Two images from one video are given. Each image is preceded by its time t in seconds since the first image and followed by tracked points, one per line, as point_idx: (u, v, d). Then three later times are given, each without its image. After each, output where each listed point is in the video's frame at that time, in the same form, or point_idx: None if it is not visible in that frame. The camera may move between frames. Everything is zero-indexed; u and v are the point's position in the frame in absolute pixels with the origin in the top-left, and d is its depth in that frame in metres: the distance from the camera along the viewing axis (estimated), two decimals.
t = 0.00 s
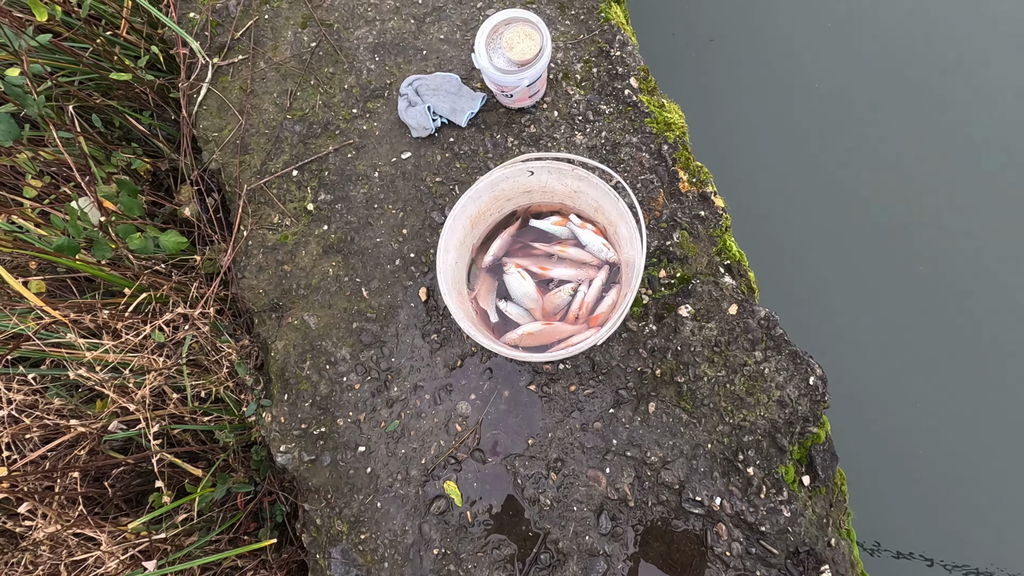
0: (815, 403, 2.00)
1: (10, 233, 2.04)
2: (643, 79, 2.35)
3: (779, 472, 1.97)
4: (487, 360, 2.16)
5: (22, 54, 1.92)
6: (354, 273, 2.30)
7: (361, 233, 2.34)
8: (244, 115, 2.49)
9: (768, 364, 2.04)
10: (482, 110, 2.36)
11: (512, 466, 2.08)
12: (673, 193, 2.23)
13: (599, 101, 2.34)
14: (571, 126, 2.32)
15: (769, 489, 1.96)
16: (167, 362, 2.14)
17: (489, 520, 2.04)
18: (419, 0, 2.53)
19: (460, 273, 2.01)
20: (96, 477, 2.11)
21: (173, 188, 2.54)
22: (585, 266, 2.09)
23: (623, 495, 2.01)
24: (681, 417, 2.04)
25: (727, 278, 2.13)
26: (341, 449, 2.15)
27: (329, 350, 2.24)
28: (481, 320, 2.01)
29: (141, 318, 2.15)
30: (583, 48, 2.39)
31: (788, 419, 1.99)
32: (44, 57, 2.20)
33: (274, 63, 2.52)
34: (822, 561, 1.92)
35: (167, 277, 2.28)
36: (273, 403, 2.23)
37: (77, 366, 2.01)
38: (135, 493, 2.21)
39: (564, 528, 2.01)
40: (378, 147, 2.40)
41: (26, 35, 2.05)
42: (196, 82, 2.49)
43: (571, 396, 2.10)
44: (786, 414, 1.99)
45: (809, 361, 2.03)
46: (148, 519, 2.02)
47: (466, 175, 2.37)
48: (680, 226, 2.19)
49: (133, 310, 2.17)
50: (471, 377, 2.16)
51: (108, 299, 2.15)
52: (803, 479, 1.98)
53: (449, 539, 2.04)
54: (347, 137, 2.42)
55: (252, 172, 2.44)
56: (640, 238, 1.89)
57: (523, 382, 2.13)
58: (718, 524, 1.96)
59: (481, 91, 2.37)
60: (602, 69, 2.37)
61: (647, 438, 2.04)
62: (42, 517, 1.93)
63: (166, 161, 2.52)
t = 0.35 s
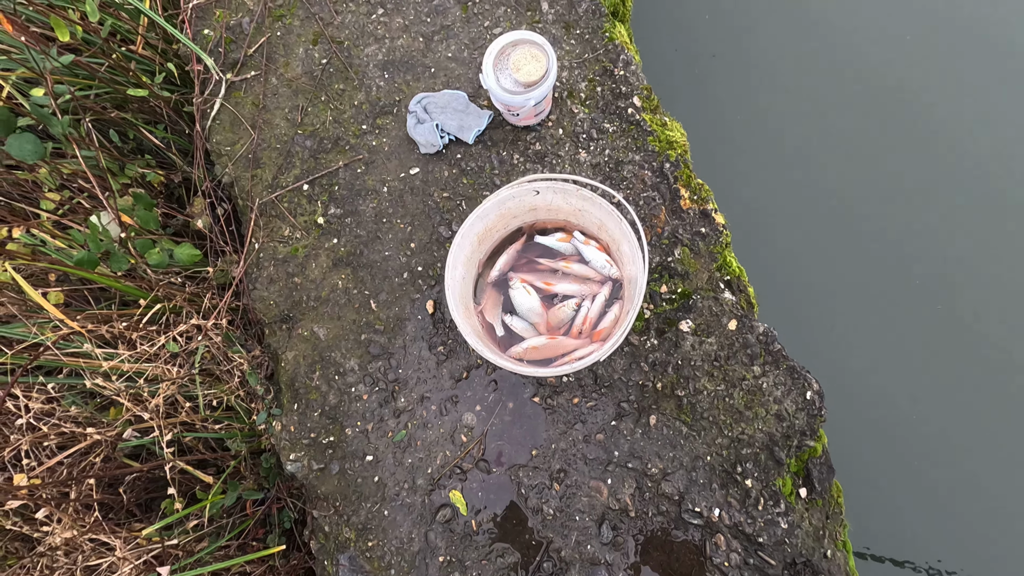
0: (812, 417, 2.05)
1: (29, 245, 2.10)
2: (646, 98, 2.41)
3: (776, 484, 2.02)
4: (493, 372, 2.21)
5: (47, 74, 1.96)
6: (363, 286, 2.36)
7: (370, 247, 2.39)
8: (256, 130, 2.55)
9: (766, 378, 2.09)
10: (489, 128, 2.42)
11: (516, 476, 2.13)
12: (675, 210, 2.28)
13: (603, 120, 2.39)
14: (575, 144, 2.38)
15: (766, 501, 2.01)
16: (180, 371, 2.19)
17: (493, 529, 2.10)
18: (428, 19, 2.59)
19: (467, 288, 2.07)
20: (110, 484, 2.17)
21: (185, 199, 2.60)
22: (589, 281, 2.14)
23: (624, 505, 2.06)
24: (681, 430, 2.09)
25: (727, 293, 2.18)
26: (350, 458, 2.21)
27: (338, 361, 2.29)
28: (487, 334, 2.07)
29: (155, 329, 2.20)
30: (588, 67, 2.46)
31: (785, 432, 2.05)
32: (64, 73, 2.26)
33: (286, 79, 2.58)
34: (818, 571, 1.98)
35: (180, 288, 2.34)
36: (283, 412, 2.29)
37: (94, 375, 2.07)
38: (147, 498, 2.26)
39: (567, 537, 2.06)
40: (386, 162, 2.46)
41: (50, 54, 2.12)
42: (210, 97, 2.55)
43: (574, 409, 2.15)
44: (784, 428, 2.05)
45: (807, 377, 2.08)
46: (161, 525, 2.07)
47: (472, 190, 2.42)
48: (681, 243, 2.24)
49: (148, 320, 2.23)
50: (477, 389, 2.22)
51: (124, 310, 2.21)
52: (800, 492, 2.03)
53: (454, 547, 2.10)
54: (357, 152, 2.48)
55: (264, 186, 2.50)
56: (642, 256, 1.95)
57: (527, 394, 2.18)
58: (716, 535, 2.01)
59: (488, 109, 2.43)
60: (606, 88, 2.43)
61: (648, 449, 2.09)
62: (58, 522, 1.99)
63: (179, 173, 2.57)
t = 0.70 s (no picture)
0: (813, 422, 2.06)
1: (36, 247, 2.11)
2: (649, 104, 2.43)
3: (777, 489, 2.03)
4: (495, 376, 2.23)
5: (55, 79, 2.01)
6: (366, 289, 2.38)
7: (374, 250, 2.41)
8: (261, 133, 2.57)
9: (767, 384, 2.10)
10: (493, 133, 2.44)
11: (518, 479, 2.14)
12: (677, 216, 2.30)
13: (606, 125, 2.41)
14: (578, 149, 2.39)
15: (767, 506, 2.02)
16: (185, 373, 2.21)
17: (495, 531, 2.11)
18: (432, 24, 2.61)
19: (470, 292, 2.08)
20: (115, 484, 2.18)
21: (190, 201, 2.62)
22: (591, 286, 2.16)
23: (626, 509, 2.07)
24: (682, 434, 2.11)
25: (728, 299, 2.20)
26: (353, 460, 2.22)
27: (342, 364, 2.31)
28: (490, 338, 2.08)
29: (161, 330, 2.22)
30: (591, 73, 2.47)
31: (786, 437, 2.06)
32: (72, 76, 2.28)
33: (292, 83, 2.60)
34: None
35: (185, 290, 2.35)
36: (287, 414, 2.30)
37: (100, 376, 2.08)
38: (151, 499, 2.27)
39: (568, 540, 2.07)
40: (391, 166, 2.48)
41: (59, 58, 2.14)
42: (216, 101, 2.58)
43: (576, 412, 2.17)
44: (785, 433, 2.06)
45: (808, 382, 2.10)
46: (166, 526, 2.08)
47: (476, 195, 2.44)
48: (683, 248, 2.26)
49: (153, 322, 2.24)
50: (480, 392, 2.23)
51: (129, 311, 2.23)
52: (801, 496, 2.04)
53: (456, 549, 2.11)
54: (361, 156, 2.50)
55: (269, 189, 2.52)
56: (644, 262, 1.96)
57: (530, 397, 2.20)
58: (717, 539, 2.02)
59: (492, 115, 2.45)
60: (609, 94, 2.45)
61: (650, 454, 2.11)
62: (63, 522, 2.00)
63: (184, 176, 2.59)
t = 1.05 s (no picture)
0: (818, 421, 2.03)
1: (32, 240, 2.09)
2: (653, 99, 2.40)
3: (781, 488, 2.00)
4: (496, 372, 2.20)
5: (53, 70, 1.97)
6: (366, 285, 2.35)
7: (374, 245, 2.39)
8: (261, 127, 2.55)
9: (771, 381, 2.08)
10: (494, 127, 2.42)
11: (519, 478, 2.12)
12: (680, 211, 2.27)
13: (609, 120, 2.39)
14: (581, 144, 2.37)
15: (771, 505, 1.99)
16: (182, 368, 2.18)
17: (495, 530, 2.08)
18: (434, 18, 2.59)
19: (471, 287, 2.05)
20: (110, 481, 2.15)
21: (189, 196, 2.59)
22: (594, 282, 2.13)
23: (628, 508, 2.04)
24: (685, 432, 2.08)
25: (732, 295, 2.17)
26: (351, 457, 2.19)
27: (341, 360, 2.28)
28: (491, 334, 2.05)
29: (158, 325, 2.20)
30: (594, 68, 2.45)
31: (791, 436, 2.03)
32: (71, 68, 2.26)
33: (292, 77, 2.58)
34: None
35: (184, 285, 2.33)
36: (285, 410, 2.28)
37: (96, 371, 2.06)
38: (148, 496, 2.24)
39: (569, 540, 2.04)
40: (392, 161, 2.46)
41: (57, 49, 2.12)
42: (216, 95, 2.56)
43: (578, 410, 2.14)
44: (789, 431, 2.03)
45: (812, 380, 2.07)
46: (162, 523, 2.06)
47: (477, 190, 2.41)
48: (687, 244, 2.23)
49: (151, 316, 2.22)
50: (480, 389, 2.20)
51: (127, 306, 2.20)
52: (806, 496, 2.01)
53: (456, 548, 2.08)
54: (362, 150, 2.48)
55: (268, 183, 2.49)
56: (648, 257, 1.93)
57: (531, 394, 2.17)
58: (721, 539, 1.99)
59: (494, 109, 2.43)
60: (613, 89, 2.42)
61: (653, 452, 2.08)
62: (58, 518, 1.97)
63: (183, 170, 2.57)
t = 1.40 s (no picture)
0: (821, 414, 2.03)
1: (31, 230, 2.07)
2: (656, 90, 2.38)
3: (783, 481, 2.00)
4: (498, 365, 2.19)
5: (50, 57, 1.93)
6: (367, 276, 2.34)
7: (375, 237, 2.37)
8: (261, 117, 2.53)
9: (774, 374, 2.07)
10: (497, 118, 2.40)
11: (520, 470, 2.11)
12: (683, 203, 2.26)
13: (612, 112, 2.37)
14: (584, 136, 2.35)
15: (773, 498, 1.99)
16: (183, 359, 2.18)
17: (496, 522, 2.08)
18: (436, 7, 2.56)
19: (473, 279, 2.04)
20: (111, 472, 2.15)
21: (189, 187, 2.57)
22: (596, 274, 2.12)
23: (629, 500, 2.04)
24: (687, 425, 2.07)
25: (735, 288, 2.16)
26: (353, 449, 2.19)
27: (342, 352, 2.27)
28: (493, 326, 2.04)
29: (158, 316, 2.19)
30: (597, 59, 2.43)
31: (793, 429, 2.02)
32: (69, 57, 2.24)
33: (292, 67, 2.55)
34: (824, 569, 1.96)
35: (184, 276, 2.32)
36: (286, 402, 2.27)
37: (96, 362, 2.05)
38: (149, 487, 2.25)
39: (570, 532, 2.04)
40: (393, 152, 2.44)
41: (56, 37, 2.10)
42: (216, 84, 2.54)
43: (579, 402, 2.14)
44: (791, 424, 2.02)
45: (815, 373, 2.06)
46: (163, 514, 2.06)
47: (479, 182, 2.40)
48: (689, 237, 2.22)
49: (151, 307, 2.21)
50: (482, 381, 2.20)
51: (127, 297, 2.19)
52: (807, 489, 2.00)
53: (457, 540, 2.08)
54: (363, 141, 2.46)
55: (269, 174, 2.48)
56: (651, 249, 1.92)
57: (533, 386, 2.16)
58: (722, 531, 1.99)
59: (496, 100, 2.41)
60: (616, 80, 2.40)
61: (654, 444, 2.07)
62: (59, 509, 1.98)
63: (183, 161, 2.55)
